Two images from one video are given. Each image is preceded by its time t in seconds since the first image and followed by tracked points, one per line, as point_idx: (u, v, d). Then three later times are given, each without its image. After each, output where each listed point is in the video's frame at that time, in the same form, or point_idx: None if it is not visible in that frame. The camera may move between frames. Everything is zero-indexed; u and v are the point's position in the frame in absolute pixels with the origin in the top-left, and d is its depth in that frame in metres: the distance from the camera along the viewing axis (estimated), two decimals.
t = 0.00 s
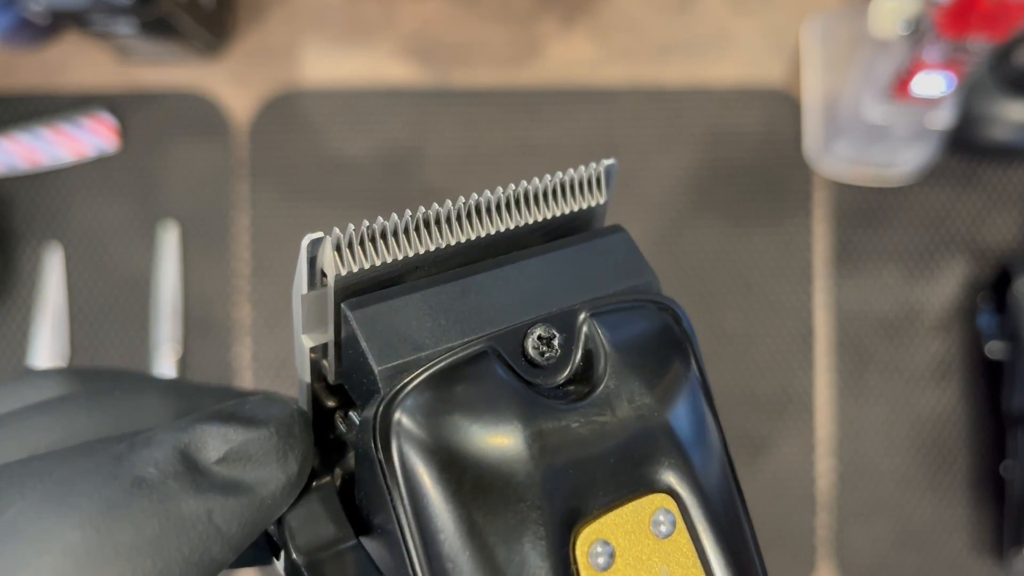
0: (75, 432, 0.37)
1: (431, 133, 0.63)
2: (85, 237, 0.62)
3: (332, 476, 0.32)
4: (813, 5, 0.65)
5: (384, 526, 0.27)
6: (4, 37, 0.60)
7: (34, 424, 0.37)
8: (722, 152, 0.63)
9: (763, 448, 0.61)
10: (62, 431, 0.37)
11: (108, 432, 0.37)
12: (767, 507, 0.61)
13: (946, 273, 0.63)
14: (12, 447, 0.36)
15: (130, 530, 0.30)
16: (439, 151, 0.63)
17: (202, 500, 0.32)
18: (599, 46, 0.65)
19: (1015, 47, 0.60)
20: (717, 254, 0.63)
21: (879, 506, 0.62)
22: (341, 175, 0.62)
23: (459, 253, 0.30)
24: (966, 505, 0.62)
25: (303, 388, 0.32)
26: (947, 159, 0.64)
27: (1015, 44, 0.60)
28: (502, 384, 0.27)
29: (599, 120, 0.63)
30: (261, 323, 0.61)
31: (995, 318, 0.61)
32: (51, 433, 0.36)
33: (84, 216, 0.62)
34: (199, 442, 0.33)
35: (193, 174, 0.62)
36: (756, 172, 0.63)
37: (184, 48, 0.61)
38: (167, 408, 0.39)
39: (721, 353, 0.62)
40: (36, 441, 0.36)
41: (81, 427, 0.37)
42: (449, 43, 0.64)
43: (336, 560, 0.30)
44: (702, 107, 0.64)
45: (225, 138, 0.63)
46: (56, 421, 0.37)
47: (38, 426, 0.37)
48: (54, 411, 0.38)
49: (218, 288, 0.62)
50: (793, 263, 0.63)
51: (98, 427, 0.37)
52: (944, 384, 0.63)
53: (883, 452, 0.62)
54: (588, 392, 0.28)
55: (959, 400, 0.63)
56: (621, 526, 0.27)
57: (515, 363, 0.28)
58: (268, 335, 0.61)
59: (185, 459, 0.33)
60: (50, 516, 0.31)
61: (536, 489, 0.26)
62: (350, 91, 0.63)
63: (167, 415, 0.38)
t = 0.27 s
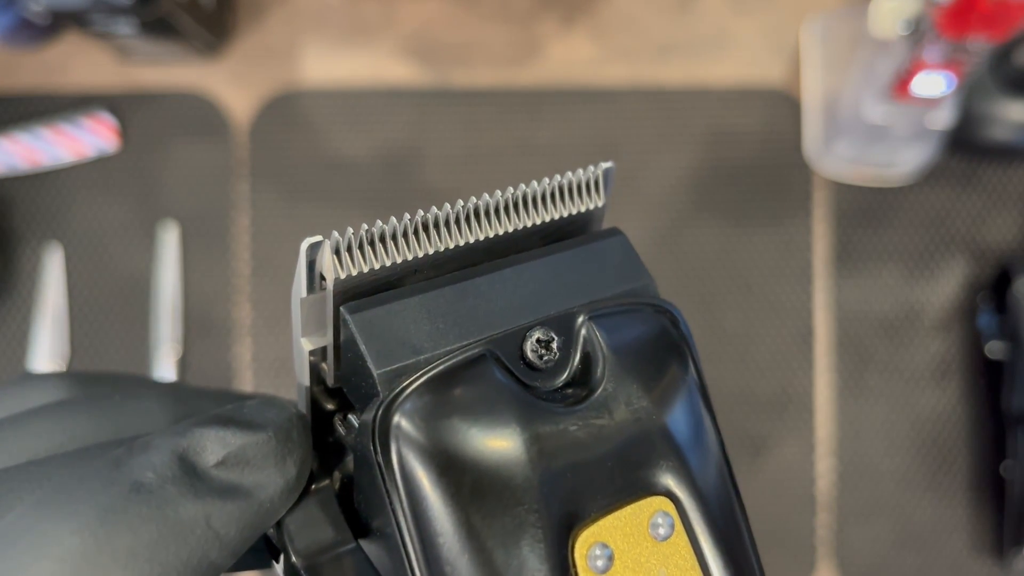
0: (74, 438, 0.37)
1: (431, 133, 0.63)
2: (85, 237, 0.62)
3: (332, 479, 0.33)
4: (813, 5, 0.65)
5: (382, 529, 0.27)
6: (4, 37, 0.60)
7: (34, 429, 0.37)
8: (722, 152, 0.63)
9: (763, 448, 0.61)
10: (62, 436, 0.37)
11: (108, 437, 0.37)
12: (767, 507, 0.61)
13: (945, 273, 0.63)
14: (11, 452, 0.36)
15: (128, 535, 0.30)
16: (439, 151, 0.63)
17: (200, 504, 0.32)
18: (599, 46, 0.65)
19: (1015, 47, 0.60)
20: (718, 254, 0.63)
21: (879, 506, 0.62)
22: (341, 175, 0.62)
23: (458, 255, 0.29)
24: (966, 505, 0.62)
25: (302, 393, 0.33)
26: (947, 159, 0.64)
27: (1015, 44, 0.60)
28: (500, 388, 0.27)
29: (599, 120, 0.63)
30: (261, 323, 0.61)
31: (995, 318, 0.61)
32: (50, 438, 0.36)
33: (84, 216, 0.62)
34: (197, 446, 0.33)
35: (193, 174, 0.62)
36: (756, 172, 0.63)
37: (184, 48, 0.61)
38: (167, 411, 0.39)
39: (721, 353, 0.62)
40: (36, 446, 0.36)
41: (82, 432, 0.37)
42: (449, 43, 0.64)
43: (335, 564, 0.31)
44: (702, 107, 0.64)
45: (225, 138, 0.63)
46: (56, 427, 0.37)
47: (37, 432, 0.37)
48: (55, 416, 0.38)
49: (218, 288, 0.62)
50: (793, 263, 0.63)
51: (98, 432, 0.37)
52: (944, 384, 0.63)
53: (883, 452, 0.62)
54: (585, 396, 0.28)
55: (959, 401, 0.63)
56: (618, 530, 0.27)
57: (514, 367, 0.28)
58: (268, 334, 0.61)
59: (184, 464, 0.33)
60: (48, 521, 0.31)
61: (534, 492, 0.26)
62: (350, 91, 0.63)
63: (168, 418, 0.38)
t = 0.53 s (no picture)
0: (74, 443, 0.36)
1: (431, 133, 0.63)
2: (84, 237, 0.62)
3: (332, 486, 0.32)
4: (813, 5, 0.65)
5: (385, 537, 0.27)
6: (4, 37, 0.60)
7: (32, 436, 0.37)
8: (722, 152, 0.63)
9: (762, 448, 0.62)
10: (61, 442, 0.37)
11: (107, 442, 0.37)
12: (767, 507, 0.61)
13: (946, 273, 0.63)
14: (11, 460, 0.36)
15: (130, 545, 0.30)
16: (439, 151, 0.63)
17: (203, 514, 0.32)
18: (598, 47, 0.65)
19: (1014, 47, 0.60)
20: (717, 254, 0.63)
21: (879, 506, 0.62)
22: (340, 175, 0.62)
23: (459, 263, 0.29)
24: (966, 505, 0.62)
25: (303, 399, 0.32)
26: (947, 159, 0.64)
27: (1015, 44, 0.60)
28: (502, 395, 0.27)
29: (599, 120, 0.63)
30: (261, 323, 0.61)
31: (995, 318, 0.61)
32: (50, 444, 0.36)
33: (84, 217, 0.62)
34: (200, 454, 0.33)
35: (193, 175, 0.62)
36: (755, 172, 0.63)
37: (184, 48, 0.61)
38: (168, 417, 0.39)
39: (721, 353, 0.62)
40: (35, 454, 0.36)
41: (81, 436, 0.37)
42: (449, 43, 0.64)
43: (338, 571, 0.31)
44: (702, 107, 0.64)
45: (225, 138, 0.63)
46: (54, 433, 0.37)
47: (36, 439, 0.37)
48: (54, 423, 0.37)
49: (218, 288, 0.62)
50: (793, 263, 0.63)
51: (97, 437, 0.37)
52: (944, 385, 0.63)
53: (883, 451, 0.62)
54: (588, 403, 0.28)
55: (959, 402, 0.63)
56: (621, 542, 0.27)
57: (515, 374, 0.28)
58: (268, 335, 0.61)
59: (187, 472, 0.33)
60: (52, 529, 0.31)
61: (537, 499, 0.26)
62: (350, 91, 0.63)
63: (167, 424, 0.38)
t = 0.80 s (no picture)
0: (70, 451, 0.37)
1: (431, 132, 0.63)
2: (84, 237, 0.62)
3: (325, 495, 0.32)
4: (812, 5, 0.65)
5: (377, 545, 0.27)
6: (4, 37, 0.60)
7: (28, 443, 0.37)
8: (722, 152, 0.63)
9: (762, 448, 0.62)
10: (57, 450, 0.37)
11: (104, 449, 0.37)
12: (767, 508, 0.61)
13: (945, 273, 0.63)
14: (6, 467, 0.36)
15: (119, 557, 0.30)
16: (439, 151, 0.63)
17: (192, 526, 0.32)
18: (598, 47, 0.65)
19: (1015, 47, 0.60)
20: (717, 254, 0.63)
21: (879, 506, 0.62)
22: (341, 175, 0.62)
23: (453, 270, 0.29)
24: (966, 505, 0.62)
25: (296, 407, 0.32)
26: (947, 159, 0.64)
27: (1015, 44, 0.60)
28: (495, 405, 0.27)
29: (599, 120, 0.63)
30: (261, 323, 0.61)
31: (995, 318, 0.61)
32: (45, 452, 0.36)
33: (84, 217, 0.62)
34: (190, 465, 0.33)
35: (193, 174, 0.62)
36: (755, 172, 0.63)
37: (184, 49, 0.61)
38: (162, 424, 0.39)
39: (721, 353, 0.62)
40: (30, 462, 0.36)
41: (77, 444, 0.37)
42: (449, 43, 0.64)
43: None
44: (702, 107, 0.64)
45: (225, 138, 0.63)
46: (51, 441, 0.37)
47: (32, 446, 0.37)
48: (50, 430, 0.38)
49: (218, 288, 0.62)
50: (793, 263, 0.63)
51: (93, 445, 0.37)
52: (944, 385, 0.63)
53: (882, 452, 0.62)
54: (580, 411, 0.27)
55: (958, 403, 0.63)
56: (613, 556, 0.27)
57: (508, 383, 0.28)
58: (268, 334, 0.61)
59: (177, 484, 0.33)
60: (48, 540, 0.31)
61: (529, 508, 0.26)
62: (350, 91, 0.63)
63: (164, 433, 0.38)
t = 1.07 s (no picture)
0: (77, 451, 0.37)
1: (432, 133, 0.63)
2: (84, 237, 0.62)
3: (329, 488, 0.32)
4: (812, 5, 0.65)
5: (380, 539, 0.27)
6: (4, 37, 0.60)
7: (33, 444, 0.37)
8: (722, 152, 0.63)
9: (762, 448, 0.62)
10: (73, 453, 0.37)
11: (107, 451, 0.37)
12: (767, 508, 0.61)
13: (945, 273, 0.63)
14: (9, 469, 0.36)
15: (125, 552, 0.30)
16: (439, 151, 0.63)
17: (201, 518, 0.32)
18: (598, 46, 0.65)
19: (1015, 47, 0.60)
20: (718, 253, 0.63)
21: (879, 506, 0.62)
22: (341, 175, 0.62)
23: (453, 267, 0.29)
24: (966, 505, 0.62)
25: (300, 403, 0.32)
26: (947, 159, 0.64)
27: (1015, 44, 0.60)
28: (495, 398, 0.27)
29: (599, 120, 0.63)
30: (261, 323, 0.61)
31: (995, 318, 0.61)
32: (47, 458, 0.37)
33: (84, 218, 0.62)
34: (195, 458, 0.33)
35: (193, 174, 0.62)
36: (755, 172, 0.63)
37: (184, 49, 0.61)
38: (163, 420, 0.39)
39: (721, 353, 0.62)
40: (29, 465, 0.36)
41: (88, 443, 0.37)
42: (449, 43, 0.64)
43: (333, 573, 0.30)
44: (702, 107, 0.64)
45: (225, 138, 0.63)
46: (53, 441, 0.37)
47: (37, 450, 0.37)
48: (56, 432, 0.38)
49: (218, 288, 0.62)
50: (793, 263, 0.63)
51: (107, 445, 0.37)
52: (944, 384, 0.63)
53: (883, 451, 0.62)
54: (579, 406, 0.27)
55: (958, 402, 0.63)
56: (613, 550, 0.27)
57: (509, 378, 0.28)
58: (268, 335, 0.61)
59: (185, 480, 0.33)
60: (50, 536, 0.31)
61: (529, 502, 0.26)
62: (350, 91, 0.63)
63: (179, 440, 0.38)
